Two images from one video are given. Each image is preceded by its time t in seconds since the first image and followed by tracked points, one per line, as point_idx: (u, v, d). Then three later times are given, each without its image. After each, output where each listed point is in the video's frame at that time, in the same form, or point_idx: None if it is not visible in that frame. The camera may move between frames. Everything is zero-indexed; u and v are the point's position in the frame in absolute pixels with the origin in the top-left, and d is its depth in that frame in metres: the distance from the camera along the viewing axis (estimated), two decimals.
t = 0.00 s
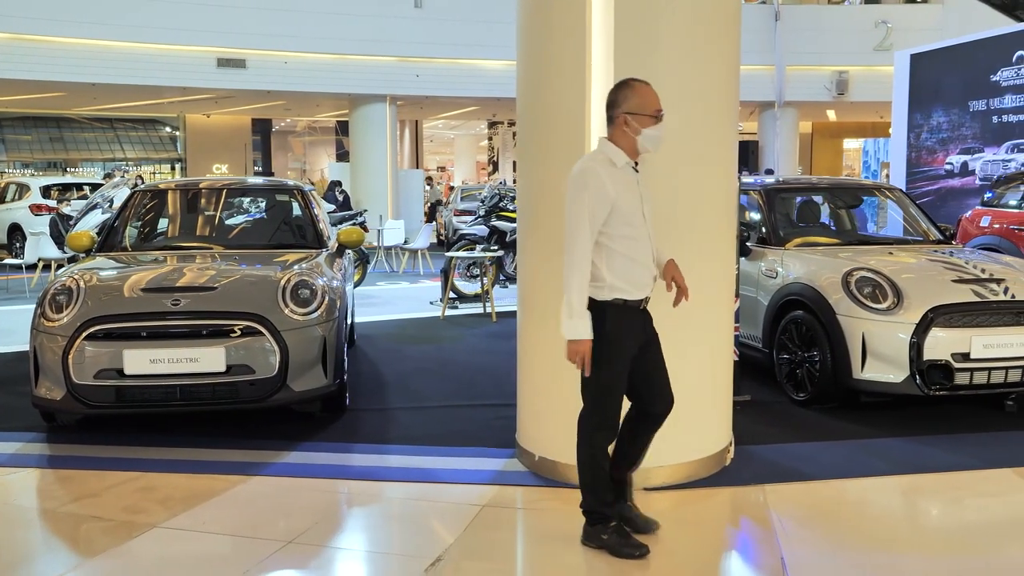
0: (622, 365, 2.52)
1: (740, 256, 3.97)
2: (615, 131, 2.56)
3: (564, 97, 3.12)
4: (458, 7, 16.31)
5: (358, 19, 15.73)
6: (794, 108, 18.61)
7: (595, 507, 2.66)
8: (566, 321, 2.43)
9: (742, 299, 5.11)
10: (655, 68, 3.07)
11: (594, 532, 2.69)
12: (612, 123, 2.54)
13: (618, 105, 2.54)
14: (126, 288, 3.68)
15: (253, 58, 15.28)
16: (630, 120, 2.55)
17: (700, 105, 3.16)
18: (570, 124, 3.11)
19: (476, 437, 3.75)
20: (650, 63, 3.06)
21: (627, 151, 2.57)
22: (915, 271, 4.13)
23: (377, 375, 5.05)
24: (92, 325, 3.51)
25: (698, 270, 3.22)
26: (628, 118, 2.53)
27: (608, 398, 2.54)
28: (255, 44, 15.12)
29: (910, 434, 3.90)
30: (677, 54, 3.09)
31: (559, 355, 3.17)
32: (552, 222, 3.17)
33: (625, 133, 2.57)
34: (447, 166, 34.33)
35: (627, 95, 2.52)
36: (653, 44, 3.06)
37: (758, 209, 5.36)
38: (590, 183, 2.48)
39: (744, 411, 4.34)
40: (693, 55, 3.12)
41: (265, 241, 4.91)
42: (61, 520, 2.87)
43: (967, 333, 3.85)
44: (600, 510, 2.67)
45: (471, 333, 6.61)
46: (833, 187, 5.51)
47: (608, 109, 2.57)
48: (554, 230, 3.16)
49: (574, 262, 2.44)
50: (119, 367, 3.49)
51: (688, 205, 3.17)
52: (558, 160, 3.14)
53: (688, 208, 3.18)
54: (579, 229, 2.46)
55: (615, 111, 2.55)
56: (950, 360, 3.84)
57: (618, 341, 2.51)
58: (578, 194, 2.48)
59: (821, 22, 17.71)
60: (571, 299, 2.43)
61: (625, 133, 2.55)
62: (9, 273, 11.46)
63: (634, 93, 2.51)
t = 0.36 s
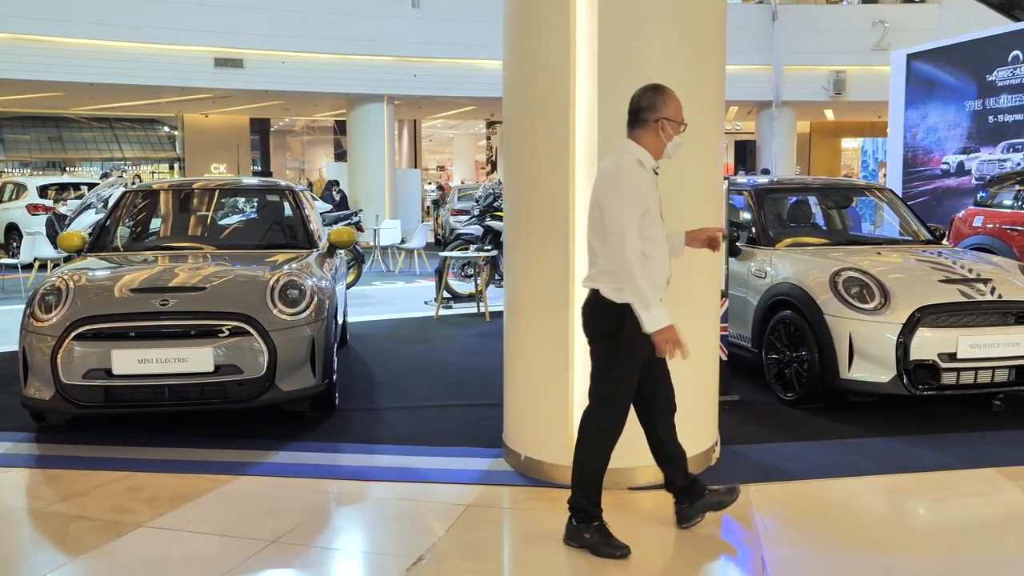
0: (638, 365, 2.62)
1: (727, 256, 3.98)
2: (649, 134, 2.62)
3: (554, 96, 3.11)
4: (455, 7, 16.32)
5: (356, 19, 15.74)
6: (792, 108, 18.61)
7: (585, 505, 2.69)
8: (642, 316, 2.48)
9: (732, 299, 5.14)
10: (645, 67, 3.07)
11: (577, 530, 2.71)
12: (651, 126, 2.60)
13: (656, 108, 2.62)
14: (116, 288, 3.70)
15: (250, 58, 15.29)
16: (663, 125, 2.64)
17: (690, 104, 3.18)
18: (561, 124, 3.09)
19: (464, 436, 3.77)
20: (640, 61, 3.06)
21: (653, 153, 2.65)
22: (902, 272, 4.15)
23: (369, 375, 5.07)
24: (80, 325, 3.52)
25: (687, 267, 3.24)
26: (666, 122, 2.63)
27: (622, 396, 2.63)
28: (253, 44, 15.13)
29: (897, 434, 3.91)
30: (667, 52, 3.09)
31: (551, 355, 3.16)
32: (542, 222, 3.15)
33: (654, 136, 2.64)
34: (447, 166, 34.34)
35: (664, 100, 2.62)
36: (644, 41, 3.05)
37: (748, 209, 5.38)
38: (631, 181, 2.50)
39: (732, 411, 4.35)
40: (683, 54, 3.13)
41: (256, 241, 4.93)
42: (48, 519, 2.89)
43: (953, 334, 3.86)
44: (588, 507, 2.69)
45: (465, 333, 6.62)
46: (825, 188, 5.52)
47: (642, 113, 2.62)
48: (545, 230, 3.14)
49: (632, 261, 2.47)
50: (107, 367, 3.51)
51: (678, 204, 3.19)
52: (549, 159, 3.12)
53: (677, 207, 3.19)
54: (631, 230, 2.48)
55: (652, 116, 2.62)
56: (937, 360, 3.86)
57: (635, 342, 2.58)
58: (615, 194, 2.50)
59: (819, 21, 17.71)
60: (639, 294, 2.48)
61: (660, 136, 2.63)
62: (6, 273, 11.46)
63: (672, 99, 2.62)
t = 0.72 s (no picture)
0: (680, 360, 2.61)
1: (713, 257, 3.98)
2: (674, 133, 2.60)
3: (536, 98, 3.10)
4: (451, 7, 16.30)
5: (352, 18, 15.72)
6: (788, 107, 18.59)
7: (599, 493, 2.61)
8: (678, 311, 2.45)
9: (719, 299, 5.14)
10: (628, 67, 3.05)
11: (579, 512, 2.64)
12: (675, 126, 2.58)
13: (679, 109, 2.59)
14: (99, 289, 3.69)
15: (246, 57, 15.26)
16: (687, 124, 2.62)
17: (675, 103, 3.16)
18: (543, 126, 3.08)
19: (449, 437, 3.76)
20: (622, 62, 3.05)
21: (677, 151, 2.64)
22: (888, 272, 4.14)
23: (357, 375, 5.06)
24: (63, 326, 3.51)
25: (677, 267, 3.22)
26: (692, 121, 2.60)
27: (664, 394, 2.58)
28: (248, 44, 15.12)
29: (883, 435, 3.90)
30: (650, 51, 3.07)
31: (536, 358, 3.15)
32: (529, 223, 3.13)
33: (678, 135, 2.63)
34: (445, 165, 34.32)
35: (688, 101, 2.59)
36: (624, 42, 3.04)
37: (738, 210, 5.38)
38: (664, 181, 2.47)
39: (719, 411, 4.35)
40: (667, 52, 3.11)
41: (244, 242, 4.92)
42: (27, 521, 2.88)
43: (939, 334, 3.86)
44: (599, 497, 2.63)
45: (456, 333, 6.61)
46: (814, 188, 5.51)
47: (667, 113, 2.60)
48: (529, 234, 3.14)
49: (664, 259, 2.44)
50: (90, 368, 3.50)
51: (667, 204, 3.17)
52: (532, 162, 3.12)
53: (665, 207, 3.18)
54: (662, 227, 2.45)
55: (676, 115, 2.59)
56: (923, 360, 3.85)
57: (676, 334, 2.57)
58: (650, 194, 2.48)
59: (816, 21, 17.69)
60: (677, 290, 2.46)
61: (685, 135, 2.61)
62: None
63: (696, 99, 2.61)
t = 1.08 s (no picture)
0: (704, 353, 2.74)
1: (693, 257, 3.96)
2: (673, 135, 2.74)
3: (511, 98, 3.07)
4: (441, 6, 16.26)
5: (341, 17, 15.66)
6: (779, 107, 18.60)
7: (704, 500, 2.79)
8: (694, 312, 2.57)
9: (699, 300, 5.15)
10: (604, 66, 3.03)
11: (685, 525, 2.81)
12: (676, 127, 2.71)
13: (678, 111, 2.73)
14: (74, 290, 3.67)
15: (235, 56, 15.19)
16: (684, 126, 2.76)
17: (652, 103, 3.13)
18: (518, 127, 3.06)
19: (427, 439, 3.74)
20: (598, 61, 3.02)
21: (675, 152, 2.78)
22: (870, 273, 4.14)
23: (339, 376, 5.03)
24: (36, 328, 3.48)
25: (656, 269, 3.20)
26: (690, 122, 2.75)
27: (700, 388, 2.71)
28: (237, 43, 15.05)
29: (864, 436, 3.89)
30: (626, 50, 3.05)
31: (513, 360, 3.12)
32: (506, 229, 3.12)
33: (676, 136, 2.76)
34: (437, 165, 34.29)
35: (684, 102, 2.74)
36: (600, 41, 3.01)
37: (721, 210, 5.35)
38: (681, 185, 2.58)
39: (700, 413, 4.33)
40: (643, 51, 3.09)
41: (224, 242, 4.89)
42: None
43: (920, 335, 3.85)
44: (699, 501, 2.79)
45: (441, 334, 6.59)
46: (799, 188, 5.50)
47: (665, 115, 2.74)
48: (506, 235, 3.11)
49: (681, 258, 2.55)
50: (63, 370, 3.46)
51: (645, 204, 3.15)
52: (506, 162, 3.09)
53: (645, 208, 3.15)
54: (676, 227, 2.56)
55: (675, 118, 2.73)
56: (903, 361, 3.84)
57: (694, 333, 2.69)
58: (661, 197, 2.58)
59: (806, 21, 17.69)
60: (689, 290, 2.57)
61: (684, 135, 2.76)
62: None
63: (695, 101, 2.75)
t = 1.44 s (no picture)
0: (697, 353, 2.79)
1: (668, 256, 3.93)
2: (670, 136, 2.78)
3: (481, 95, 3.03)
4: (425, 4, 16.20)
5: (325, 15, 15.60)
6: (764, 106, 18.60)
7: (725, 468, 2.93)
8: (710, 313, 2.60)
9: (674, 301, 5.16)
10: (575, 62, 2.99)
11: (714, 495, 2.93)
12: (672, 129, 2.75)
13: (674, 114, 2.77)
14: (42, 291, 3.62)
15: (219, 54, 15.08)
16: (678, 128, 2.81)
17: (625, 100, 3.10)
18: (487, 125, 3.03)
19: (398, 441, 3.70)
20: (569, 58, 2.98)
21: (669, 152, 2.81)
22: (846, 272, 4.12)
23: (314, 377, 4.99)
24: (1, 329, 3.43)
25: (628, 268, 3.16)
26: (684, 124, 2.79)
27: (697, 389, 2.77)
28: (220, 41, 14.96)
29: (839, 436, 3.87)
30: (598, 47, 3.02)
31: (482, 359, 3.09)
32: (475, 231, 3.08)
33: (671, 137, 2.80)
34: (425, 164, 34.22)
35: (681, 107, 2.78)
36: (570, 38, 2.97)
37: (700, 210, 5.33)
38: (696, 186, 2.62)
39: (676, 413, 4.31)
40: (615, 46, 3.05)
41: (198, 242, 4.82)
42: None
43: (896, 334, 3.83)
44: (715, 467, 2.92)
45: (420, 334, 6.55)
46: (779, 187, 5.48)
47: (664, 117, 2.77)
48: (475, 234, 3.08)
49: (694, 257, 2.58)
50: (28, 372, 3.41)
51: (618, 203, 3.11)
52: (476, 159, 3.06)
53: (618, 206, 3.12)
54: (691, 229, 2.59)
55: (672, 120, 2.77)
56: (879, 361, 3.83)
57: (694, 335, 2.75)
58: (679, 201, 2.60)
59: (792, 20, 17.70)
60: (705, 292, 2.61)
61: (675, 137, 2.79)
62: None
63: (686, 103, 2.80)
